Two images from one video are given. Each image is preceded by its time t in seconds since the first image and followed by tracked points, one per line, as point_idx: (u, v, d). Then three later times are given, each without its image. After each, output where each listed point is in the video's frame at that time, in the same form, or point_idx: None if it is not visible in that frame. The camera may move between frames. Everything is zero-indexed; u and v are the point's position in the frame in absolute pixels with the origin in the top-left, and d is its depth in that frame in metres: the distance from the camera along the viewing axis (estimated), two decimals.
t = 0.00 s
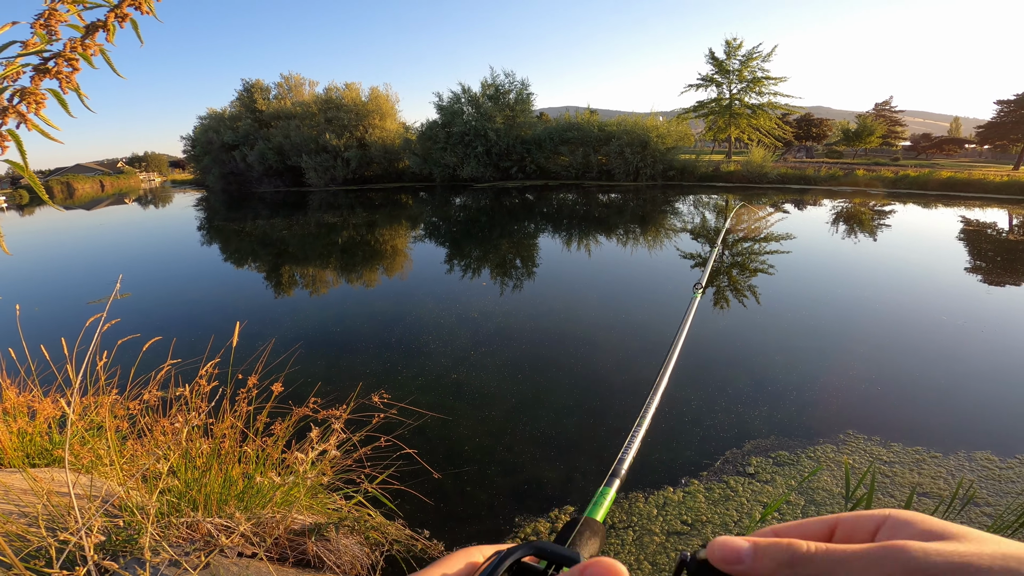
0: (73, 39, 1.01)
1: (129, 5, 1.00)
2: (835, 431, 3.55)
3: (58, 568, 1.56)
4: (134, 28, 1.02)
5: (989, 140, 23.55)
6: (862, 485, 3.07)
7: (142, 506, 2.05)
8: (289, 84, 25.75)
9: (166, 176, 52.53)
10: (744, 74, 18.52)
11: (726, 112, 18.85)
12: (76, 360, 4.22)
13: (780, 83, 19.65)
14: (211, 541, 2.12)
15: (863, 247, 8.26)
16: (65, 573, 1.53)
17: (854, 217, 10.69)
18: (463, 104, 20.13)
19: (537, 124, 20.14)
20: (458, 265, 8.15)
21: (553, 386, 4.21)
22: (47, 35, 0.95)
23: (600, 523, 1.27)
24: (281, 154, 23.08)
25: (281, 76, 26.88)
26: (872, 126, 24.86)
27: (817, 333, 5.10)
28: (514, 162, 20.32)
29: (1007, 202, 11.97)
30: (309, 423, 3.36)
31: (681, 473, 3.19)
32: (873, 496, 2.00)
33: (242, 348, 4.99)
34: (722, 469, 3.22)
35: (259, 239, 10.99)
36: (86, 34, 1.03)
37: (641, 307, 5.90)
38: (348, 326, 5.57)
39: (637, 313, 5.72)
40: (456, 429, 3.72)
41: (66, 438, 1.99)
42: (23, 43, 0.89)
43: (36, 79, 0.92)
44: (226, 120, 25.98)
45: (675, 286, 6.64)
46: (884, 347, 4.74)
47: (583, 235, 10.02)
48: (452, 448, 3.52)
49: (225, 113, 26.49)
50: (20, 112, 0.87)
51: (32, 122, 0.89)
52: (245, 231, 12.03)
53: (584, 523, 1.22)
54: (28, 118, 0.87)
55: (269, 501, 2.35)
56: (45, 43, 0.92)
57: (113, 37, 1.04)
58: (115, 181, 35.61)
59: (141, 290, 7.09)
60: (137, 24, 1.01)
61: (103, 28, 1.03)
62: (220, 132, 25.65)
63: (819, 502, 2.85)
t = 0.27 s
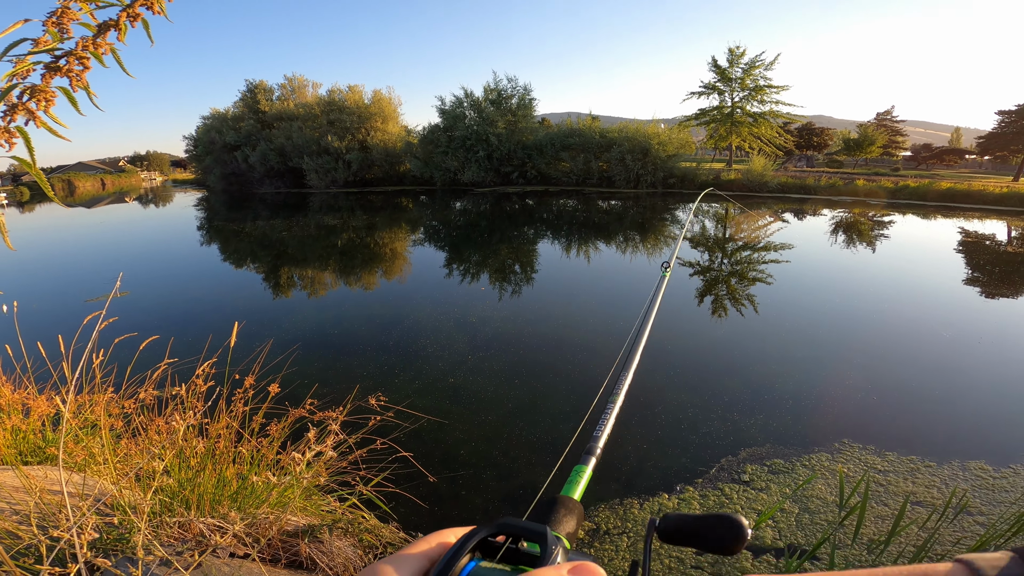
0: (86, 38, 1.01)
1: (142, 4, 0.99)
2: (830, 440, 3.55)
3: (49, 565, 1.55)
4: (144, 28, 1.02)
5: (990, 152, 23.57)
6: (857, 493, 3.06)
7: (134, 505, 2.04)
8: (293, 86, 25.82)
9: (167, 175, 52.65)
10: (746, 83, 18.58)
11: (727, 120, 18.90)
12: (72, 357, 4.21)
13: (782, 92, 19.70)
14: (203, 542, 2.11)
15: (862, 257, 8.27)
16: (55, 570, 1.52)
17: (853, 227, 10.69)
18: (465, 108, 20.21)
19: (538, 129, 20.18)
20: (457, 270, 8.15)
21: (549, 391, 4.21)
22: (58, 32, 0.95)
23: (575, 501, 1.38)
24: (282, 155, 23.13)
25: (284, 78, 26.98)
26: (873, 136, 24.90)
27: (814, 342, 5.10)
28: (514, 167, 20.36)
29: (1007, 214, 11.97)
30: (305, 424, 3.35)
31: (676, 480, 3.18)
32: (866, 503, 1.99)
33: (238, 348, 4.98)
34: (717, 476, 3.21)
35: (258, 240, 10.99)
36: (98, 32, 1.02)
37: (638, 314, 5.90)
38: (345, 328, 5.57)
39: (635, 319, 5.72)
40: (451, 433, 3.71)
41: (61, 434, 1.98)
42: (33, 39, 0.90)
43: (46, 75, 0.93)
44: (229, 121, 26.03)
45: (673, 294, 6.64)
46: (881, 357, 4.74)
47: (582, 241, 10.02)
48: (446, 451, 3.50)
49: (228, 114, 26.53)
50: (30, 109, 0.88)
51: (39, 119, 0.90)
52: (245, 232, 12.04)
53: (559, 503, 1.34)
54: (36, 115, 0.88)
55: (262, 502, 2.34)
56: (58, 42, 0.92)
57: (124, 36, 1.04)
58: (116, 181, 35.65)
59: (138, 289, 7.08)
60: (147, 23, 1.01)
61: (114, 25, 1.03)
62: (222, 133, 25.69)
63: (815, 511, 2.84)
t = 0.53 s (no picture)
0: (94, 31, 1.01)
1: None
2: (822, 446, 3.55)
3: (34, 558, 1.55)
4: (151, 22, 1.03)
5: (988, 162, 23.66)
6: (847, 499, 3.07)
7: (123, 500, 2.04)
8: (295, 84, 25.85)
9: (167, 170, 52.59)
10: (747, 89, 18.66)
11: (727, 126, 18.98)
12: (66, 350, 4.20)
13: (782, 100, 19.78)
14: (192, 537, 2.11)
15: (859, 265, 8.29)
16: (40, 564, 1.52)
17: (850, 236, 10.73)
18: (466, 109, 20.26)
19: (539, 131, 20.22)
20: (454, 270, 8.15)
21: (543, 393, 4.21)
22: (66, 25, 0.95)
23: (546, 485, 1.36)
24: (283, 153, 23.12)
25: (286, 77, 27.01)
26: (872, 145, 24.97)
27: (809, 349, 5.11)
28: (514, 169, 20.38)
29: (1003, 225, 12.03)
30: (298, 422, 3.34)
31: (669, 484, 3.18)
32: (854, 510, 1.99)
33: (233, 344, 4.98)
34: (709, 481, 3.21)
35: (256, 237, 10.98)
36: (106, 26, 1.02)
37: (633, 318, 5.92)
38: (341, 326, 5.56)
39: (631, 324, 5.73)
40: (444, 433, 3.70)
41: (50, 428, 1.98)
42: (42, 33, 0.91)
43: (53, 67, 0.93)
44: (230, 117, 26.02)
45: (669, 298, 6.66)
46: (876, 365, 4.75)
47: (580, 244, 10.04)
48: (439, 451, 3.50)
49: (229, 111, 26.53)
50: (34, 102, 0.88)
51: (43, 111, 0.90)
52: (243, 228, 12.03)
53: (531, 489, 1.32)
54: (40, 107, 0.88)
55: (252, 499, 2.34)
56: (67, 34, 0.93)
57: (132, 30, 1.04)
58: (116, 176, 35.65)
59: (135, 283, 7.06)
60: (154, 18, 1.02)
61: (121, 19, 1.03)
62: (223, 129, 25.69)
63: (805, 516, 2.84)
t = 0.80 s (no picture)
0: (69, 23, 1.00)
1: None
2: (810, 437, 3.60)
3: (17, 554, 1.53)
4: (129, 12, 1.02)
5: (973, 155, 24.00)
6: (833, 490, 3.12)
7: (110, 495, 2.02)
8: (283, 76, 25.48)
9: (152, 162, 51.75)
10: (737, 82, 18.71)
11: (717, 119, 19.04)
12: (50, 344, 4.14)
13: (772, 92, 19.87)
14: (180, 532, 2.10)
15: (846, 256, 8.39)
16: (24, 560, 1.50)
17: (837, 227, 10.85)
18: (457, 101, 20.12)
19: (530, 123, 20.14)
20: (444, 262, 8.12)
21: (534, 384, 4.22)
22: (42, 16, 0.94)
23: (535, 463, 1.31)
24: (270, 144, 22.83)
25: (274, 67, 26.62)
26: (860, 137, 25.19)
27: (797, 339, 5.17)
28: (505, 161, 20.30)
29: (987, 217, 12.22)
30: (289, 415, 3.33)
31: (659, 475, 3.21)
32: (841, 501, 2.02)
33: (221, 337, 4.93)
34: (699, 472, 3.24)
35: (244, 229, 10.85)
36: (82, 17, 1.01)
37: (624, 309, 5.95)
38: (331, 318, 5.53)
39: (621, 314, 5.75)
40: (435, 425, 3.70)
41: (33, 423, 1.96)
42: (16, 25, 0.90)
43: (28, 60, 0.92)
44: (216, 109, 25.62)
45: (659, 289, 6.69)
46: (862, 356, 4.82)
47: (570, 236, 10.04)
48: (430, 444, 3.50)
49: (216, 102, 26.11)
50: (9, 93, 0.87)
51: (19, 104, 0.89)
52: (230, 220, 11.88)
53: (519, 465, 1.26)
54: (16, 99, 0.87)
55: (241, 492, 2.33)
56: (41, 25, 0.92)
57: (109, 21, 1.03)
58: (99, 167, 34.98)
59: (120, 276, 6.96)
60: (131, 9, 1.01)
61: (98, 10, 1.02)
62: (209, 120, 25.30)
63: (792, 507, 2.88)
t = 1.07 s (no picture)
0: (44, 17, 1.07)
1: None
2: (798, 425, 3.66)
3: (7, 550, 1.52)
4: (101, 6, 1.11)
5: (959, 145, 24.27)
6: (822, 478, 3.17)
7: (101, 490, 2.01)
8: (270, 67, 25.14)
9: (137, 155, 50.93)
10: (727, 72, 18.74)
11: (708, 109, 19.08)
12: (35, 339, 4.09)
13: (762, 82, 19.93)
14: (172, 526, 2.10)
15: (834, 245, 8.48)
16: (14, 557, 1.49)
17: (826, 215, 10.97)
18: (447, 92, 19.99)
19: (520, 114, 20.04)
20: (436, 252, 8.10)
21: (526, 373, 4.25)
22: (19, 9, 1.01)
23: (513, 457, 1.44)
24: (258, 136, 22.54)
25: (261, 59, 26.24)
26: (849, 127, 25.35)
27: (786, 327, 5.24)
28: (496, 151, 20.20)
29: (972, 206, 12.39)
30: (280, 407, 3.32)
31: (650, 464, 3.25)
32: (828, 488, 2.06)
33: (210, 329, 4.89)
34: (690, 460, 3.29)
35: (233, 221, 10.74)
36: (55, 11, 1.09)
37: (615, 298, 5.99)
38: (321, 310, 5.50)
39: (612, 304, 5.78)
40: (427, 415, 3.71)
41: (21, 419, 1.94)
42: None
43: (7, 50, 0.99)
44: (202, 101, 25.22)
45: (649, 278, 6.73)
46: (850, 344, 4.89)
47: (562, 225, 10.04)
48: (423, 435, 3.51)
49: (201, 95, 25.71)
50: None
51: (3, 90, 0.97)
52: (218, 212, 11.75)
53: (497, 459, 1.39)
54: None
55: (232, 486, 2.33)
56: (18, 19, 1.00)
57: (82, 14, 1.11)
58: (82, 161, 34.32)
59: (105, 269, 6.87)
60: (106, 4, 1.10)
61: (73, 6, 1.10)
62: (195, 112, 24.90)
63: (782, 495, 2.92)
